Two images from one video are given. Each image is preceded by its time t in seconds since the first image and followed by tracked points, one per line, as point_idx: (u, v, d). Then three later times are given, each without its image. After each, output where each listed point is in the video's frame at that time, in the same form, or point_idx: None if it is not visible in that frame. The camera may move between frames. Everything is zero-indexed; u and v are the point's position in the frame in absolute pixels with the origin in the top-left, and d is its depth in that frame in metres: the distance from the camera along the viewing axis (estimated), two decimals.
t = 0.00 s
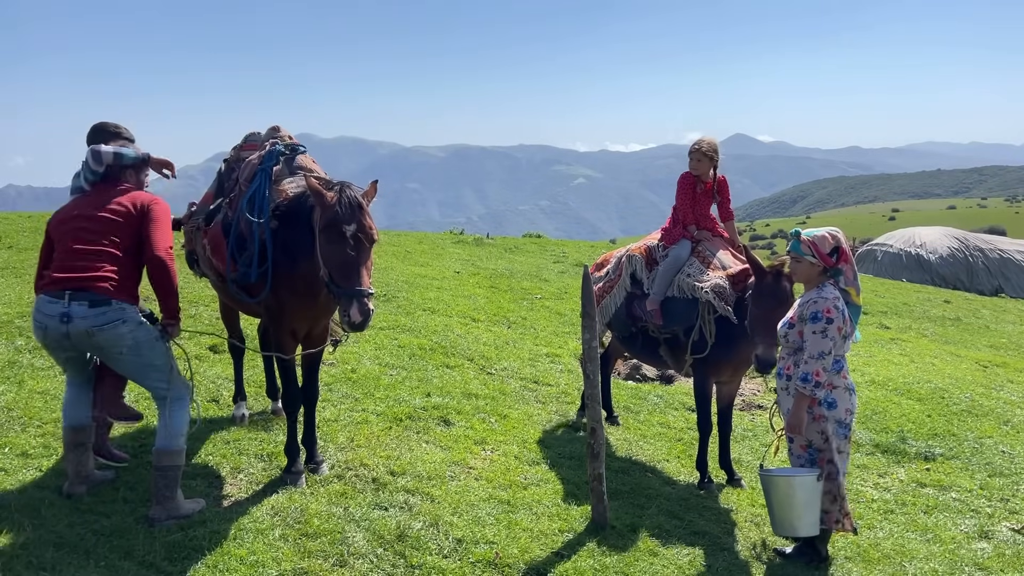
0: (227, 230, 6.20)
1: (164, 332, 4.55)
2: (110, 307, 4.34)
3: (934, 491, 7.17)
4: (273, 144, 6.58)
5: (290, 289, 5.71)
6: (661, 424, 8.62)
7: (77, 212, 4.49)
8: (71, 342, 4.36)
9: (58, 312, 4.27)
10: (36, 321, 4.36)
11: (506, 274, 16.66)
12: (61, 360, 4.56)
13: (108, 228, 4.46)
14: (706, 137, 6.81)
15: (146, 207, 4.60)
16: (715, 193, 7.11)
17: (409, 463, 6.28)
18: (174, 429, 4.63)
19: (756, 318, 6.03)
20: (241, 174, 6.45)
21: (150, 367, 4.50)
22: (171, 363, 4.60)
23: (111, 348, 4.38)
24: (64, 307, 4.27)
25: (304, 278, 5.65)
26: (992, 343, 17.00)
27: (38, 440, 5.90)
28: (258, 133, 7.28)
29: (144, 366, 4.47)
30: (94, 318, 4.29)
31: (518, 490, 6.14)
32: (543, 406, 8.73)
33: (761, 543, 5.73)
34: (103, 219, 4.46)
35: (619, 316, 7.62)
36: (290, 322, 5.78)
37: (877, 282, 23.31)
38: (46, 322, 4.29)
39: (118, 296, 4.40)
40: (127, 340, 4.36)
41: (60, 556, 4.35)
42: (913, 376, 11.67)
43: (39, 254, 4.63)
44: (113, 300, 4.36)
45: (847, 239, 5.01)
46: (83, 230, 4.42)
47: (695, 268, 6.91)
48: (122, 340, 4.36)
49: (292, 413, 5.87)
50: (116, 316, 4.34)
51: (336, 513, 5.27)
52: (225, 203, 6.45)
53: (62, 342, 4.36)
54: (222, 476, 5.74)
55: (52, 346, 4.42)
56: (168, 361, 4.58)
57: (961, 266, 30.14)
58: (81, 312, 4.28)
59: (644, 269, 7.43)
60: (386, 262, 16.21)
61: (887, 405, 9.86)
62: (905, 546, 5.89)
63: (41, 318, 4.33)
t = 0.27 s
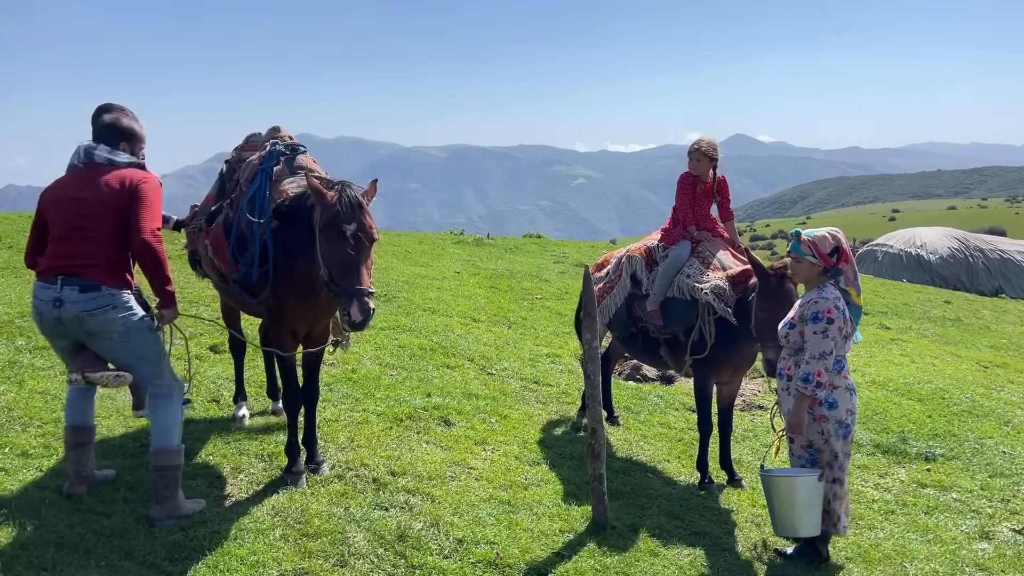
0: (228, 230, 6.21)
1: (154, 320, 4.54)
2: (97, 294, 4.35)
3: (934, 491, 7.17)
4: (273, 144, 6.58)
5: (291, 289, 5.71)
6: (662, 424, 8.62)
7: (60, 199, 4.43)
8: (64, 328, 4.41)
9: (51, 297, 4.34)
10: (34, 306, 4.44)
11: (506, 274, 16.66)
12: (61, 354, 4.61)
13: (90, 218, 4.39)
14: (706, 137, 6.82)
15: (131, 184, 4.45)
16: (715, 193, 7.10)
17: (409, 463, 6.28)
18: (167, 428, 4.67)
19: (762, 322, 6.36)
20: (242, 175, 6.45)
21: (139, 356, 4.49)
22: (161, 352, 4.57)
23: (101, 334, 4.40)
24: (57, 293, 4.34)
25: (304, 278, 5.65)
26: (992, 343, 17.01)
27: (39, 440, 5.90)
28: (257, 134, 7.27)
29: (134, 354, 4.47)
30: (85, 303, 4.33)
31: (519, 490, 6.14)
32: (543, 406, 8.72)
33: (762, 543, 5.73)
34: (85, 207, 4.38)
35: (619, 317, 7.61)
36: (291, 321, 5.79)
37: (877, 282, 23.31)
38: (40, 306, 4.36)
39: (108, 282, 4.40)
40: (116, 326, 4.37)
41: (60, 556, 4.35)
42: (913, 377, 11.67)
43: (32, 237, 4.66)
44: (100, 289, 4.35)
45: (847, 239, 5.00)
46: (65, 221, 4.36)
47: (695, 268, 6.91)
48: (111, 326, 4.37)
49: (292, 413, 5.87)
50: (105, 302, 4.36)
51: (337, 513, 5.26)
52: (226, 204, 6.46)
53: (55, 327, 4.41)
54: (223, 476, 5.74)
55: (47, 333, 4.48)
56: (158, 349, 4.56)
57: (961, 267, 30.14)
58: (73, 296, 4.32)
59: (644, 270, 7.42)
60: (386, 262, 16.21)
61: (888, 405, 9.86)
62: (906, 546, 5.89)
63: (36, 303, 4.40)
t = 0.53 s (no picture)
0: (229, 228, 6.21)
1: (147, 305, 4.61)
2: (91, 283, 4.39)
3: (935, 492, 7.16)
4: (277, 144, 6.57)
5: (290, 288, 5.71)
6: (662, 425, 8.62)
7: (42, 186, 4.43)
8: (65, 317, 4.48)
9: (48, 286, 4.40)
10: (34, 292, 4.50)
11: (506, 274, 16.67)
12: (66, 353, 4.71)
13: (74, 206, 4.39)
14: (710, 138, 6.81)
15: (108, 164, 4.39)
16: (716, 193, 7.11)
17: (409, 463, 6.28)
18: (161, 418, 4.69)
19: (763, 324, 6.29)
20: (246, 174, 6.46)
21: (135, 345, 4.55)
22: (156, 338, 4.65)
23: (98, 323, 4.46)
24: (53, 281, 4.38)
25: (303, 277, 5.65)
26: (992, 343, 17.01)
27: (39, 440, 5.89)
28: (261, 134, 7.29)
29: (130, 343, 4.53)
30: (80, 292, 4.38)
31: (519, 490, 6.14)
32: (543, 406, 8.72)
33: (762, 543, 5.73)
34: (70, 195, 4.38)
35: (618, 317, 7.60)
36: (290, 320, 5.79)
37: (877, 282, 23.30)
38: (38, 294, 4.42)
39: (99, 270, 4.43)
40: (112, 314, 4.44)
41: (60, 556, 4.35)
42: (913, 377, 11.66)
43: (16, 216, 4.67)
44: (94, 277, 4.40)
45: (847, 239, 5.00)
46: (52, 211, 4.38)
47: (695, 268, 6.90)
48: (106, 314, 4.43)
49: (292, 414, 5.87)
50: (100, 290, 4.41)
51: (337, 513, 5.26)
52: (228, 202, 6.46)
53: (56, 315, 4.47)
54: (223, 476, 5.75)
55: (49, 321, 4.54)
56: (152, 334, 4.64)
57: (962, 267, 30.13)
58: (69, 285, 4.36)
59: (643, 270, 7.42)
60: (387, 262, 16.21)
61: (888, 406, 9.86)
62: (906, 546, 5.89)
63: (35, 289, 4.46)
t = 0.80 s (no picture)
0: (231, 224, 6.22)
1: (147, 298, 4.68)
2: (91, 281, 4.45)
3: (935, 491, 7.16)
4: (283, 144, 6.52)
5: (288, 288, 5.71)
6: (662, 424, 8.61)
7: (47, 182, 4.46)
8: (68, 310, 4.56)
9: (52, 279, 4.46)
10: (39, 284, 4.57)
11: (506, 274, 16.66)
12: (65, 348, 4.78)
13: (78, 205, 4.41)
14: (711, 139, 6.75)
15: (115, 162, 4.39)
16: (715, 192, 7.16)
17: (409, 463, 6.27)
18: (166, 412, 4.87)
19: (763, 323, 6.28)
20: (251, 171, 6.43)
21: (139, 338, 4.65)
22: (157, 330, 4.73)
23: (99, 317, 4.54)
24: (57, 275, 4.44)
25: (302, 277, 5.65)
26: (992, 343, 17.00)
27: (39, 440, 5.89)
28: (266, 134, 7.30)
29: (134, 336, 4.63)
30: (82, 288, 4.45)
31: (519, 490, 6.14)
32: (543, 406, 8.72)
33: (761, 543, 5.72)
34: (76, 191, 4.40)
35: (618, 317, 7.60)
36: (288, 320, 5.79)
37: (878, 282, 23.29)
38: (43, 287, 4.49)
39: (103, 268, 4.50)
40: (113, 309, 4.52)
41: (60, 556, 4.34)
42: (913, 377, 11.66)
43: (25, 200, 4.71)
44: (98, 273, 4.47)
45: (848, 239, 5.00)
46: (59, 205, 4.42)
47: (694, 268, 6.90)
48: (108, 310, 4.51)
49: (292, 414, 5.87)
50: (102, 287, 4.48)
51: (337, 513, 5.26)
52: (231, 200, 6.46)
53: (60, 308, 4.55)
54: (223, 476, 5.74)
55: (53, 313, 4.62)
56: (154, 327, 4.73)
57: (962, 266, 30.12)
58: (71, 281, 4.42)
59: (643, 269, 7.41)
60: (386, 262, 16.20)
61: (888, 405, 9.85)
62: (906, 546, 5.88)
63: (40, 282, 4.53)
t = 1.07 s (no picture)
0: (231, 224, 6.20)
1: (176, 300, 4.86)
2: (124, 281, 4.61)
3: (935, 491, 7.16)
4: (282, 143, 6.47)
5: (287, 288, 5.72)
6: (662, 424, 8.61)
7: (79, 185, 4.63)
8: (99, 308, 4.69)
9: (89, 279, 4.61)
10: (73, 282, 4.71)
11: (506, 274, 16.66)
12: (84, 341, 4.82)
13: (109, 209, 4.57)
14: (710, 138, 6.73)
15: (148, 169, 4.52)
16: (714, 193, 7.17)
17: (409, 463, 6.27)
18: (180, 412, 4.95)
19: (763, 323, 6.29)
20: (249, 171, 6.38)
21: (166, 339, 4.80)
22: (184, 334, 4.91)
23: (132, 317, 4.70)
24: (94, 276, 4.60)
25: (301, 277, 5.66)
26: (993, 343, 17.00)
27: (39, 440, 5.89)
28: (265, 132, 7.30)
29: (161, 337, 4.78)
30: (118, 289, 4.61)
31: (519, 490, 6.13)
32: (543, 406, 8.72)
33: (762, 543, 5.72)
34: (113, 197, 4.55)
35: (618, 316, 7.59)
36: (287, 320, 5.80)
37: (878, 282, 23.28)
38: (79, 285, 4.63)
39: (140, 270, 4.67)
40: (143, 308, 4.68)
41: (60, 556, 4.34)
42: (914, 377, 11.66)
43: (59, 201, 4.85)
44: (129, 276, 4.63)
45: (847, 239, 4.99)
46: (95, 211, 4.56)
47: (694, 268, 6.90)
48: (139, 309, 4.67)
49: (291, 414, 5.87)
50: (134, 287, 4.64)
51: (337, 513, 5.26)
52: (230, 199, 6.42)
53: (89, 305, 4.68)
54: (223, 476, 5.74)
55: (81, 308, 4.74)
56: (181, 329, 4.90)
57: (962, 266, 30.11)
58: (108, 282, 4.59)
59: (643, 269, 7.41)
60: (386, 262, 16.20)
61: (889, 405, 9.85)
62: (906, 546, 5.88)
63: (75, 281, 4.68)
